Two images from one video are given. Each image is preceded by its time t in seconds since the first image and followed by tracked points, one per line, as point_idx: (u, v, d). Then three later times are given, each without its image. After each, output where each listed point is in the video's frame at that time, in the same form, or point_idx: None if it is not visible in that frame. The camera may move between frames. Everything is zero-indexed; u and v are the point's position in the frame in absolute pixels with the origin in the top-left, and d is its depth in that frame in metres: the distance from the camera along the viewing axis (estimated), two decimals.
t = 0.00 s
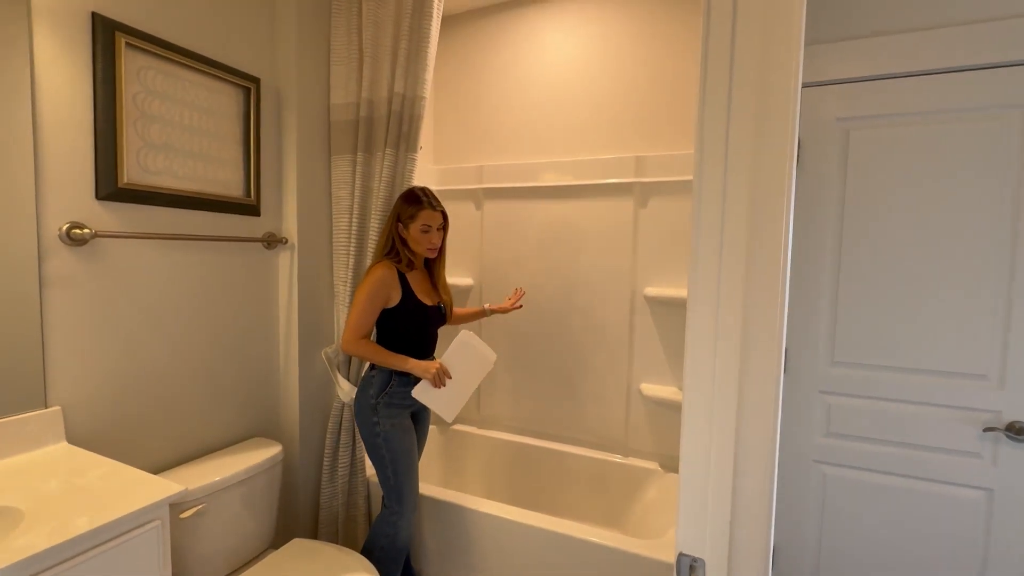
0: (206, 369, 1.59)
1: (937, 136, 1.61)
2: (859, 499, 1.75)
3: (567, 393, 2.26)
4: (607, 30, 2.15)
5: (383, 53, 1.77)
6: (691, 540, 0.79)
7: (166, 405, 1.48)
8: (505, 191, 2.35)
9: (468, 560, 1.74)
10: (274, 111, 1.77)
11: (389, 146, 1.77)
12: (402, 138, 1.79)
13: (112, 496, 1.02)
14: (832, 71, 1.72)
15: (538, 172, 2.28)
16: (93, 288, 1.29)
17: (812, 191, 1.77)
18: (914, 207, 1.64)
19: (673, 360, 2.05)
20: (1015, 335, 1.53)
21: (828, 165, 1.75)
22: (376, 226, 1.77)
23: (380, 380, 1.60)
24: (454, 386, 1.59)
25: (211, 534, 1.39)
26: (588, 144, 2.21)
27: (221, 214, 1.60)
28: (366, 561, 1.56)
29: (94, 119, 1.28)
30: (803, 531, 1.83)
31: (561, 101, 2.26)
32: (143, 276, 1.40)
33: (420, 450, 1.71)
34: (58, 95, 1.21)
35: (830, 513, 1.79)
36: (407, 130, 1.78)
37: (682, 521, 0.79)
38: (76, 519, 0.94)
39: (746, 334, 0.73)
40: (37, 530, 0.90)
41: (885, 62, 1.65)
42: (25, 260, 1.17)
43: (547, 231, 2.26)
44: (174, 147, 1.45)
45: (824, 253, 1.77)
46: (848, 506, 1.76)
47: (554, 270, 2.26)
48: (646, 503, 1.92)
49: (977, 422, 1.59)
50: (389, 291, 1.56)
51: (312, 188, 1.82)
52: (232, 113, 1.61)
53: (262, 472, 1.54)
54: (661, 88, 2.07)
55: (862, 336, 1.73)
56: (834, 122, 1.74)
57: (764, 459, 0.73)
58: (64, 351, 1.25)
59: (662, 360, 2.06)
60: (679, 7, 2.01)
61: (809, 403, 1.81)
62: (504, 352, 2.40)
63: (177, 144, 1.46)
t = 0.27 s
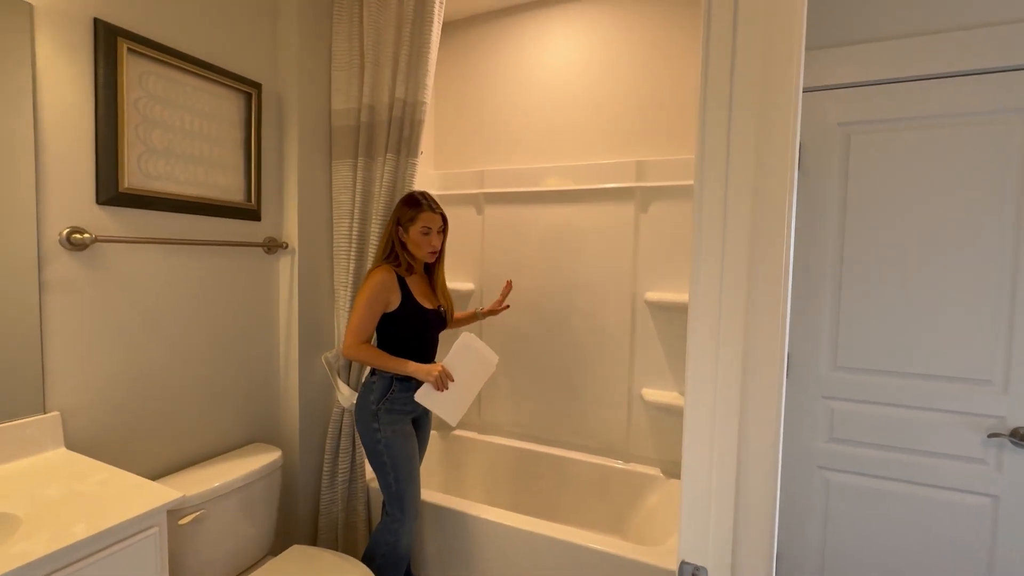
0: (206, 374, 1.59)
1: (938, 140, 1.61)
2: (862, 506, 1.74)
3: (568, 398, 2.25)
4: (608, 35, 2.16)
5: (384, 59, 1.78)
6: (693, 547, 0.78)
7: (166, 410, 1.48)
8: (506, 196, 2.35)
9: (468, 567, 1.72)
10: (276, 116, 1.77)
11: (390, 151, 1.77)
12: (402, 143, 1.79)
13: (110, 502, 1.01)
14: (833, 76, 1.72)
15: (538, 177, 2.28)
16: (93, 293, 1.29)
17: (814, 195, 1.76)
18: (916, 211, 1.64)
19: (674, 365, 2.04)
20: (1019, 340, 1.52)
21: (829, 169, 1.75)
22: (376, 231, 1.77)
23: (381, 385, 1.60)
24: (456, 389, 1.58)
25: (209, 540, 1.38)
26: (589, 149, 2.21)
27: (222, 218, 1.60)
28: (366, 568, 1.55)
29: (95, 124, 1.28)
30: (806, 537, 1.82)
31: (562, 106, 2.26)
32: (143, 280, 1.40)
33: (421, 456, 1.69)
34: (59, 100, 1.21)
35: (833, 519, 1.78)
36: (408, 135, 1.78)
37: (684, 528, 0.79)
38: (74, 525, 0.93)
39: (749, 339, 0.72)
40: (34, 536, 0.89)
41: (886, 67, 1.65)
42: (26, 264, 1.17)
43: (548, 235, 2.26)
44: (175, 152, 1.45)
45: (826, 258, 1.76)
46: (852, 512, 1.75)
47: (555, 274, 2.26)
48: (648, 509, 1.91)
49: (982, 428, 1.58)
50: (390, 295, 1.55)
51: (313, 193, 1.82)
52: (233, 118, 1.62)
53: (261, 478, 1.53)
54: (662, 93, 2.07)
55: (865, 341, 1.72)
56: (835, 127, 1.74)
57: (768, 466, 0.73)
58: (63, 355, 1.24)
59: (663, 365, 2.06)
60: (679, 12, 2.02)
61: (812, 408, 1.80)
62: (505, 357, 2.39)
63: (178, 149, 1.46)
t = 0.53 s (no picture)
0: (205, 376, 1.58)
1: (943, 140, 1.60)
2: (868, 509, 1.72)
3: (569, 401, 2.23)
4: (609, 36, 2.15)
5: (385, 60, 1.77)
6: (699, 553, 0.76)
7: (164, 413, 1.46)
8: (507, 198, 2.34)
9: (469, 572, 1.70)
10: (276, 117, 1.76)
11: (390, 152, 1.76)
12: (403, 144, 1.78)
13: (106, 506, 1.00)
14: (837, 76, 1.71)
15: (540, 178, 2.27)
16: (90, 295, 1.28)
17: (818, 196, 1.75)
18: (921, 212, 1.63)
19: (676, 367, 2.02)
20: None
21: (833, 170, 1.74)
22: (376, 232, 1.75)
23: (381, 388, 1.58)
24: (457, 392, 1.57)
25: (207, 545, 1.36)
26: (590, 151, 2.20)
27: (221, 220, 1.59)
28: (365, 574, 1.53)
29: (93, 125, 1.27)
30: (811, 542, 1.80)
31: (563, 107, 2.25)
32: (141, 282, 1.39)
33: (421, 459, 1.67)
34: (57, 101, 1.20)
35: (839, 523, 1.76)
36: (408, 136, 1.77)
37: (689, 533, 0.77)
38: (69, 529, 0.91)
39: (755, 339, 0.71)
40: (29, 541, 0.87)
41: (890, 67, 1.64)
42: (23, 265, 1.15)
43: (548, 237, 2.25)
44: (174, 153, 1.44)
45: (830, 259, 1.75)
46: (858, 516, 1.73)
47: (556, 276, 2.24)
48: (650, 513, 1.89)
49: (989, 431, 1.56)
50: (389, 297, 1.54)
51: (313, 195, 1.81)
52: (233, 119, 1.61)
53: (260, 482, 1.52)
54: (664, 93, 2.06)
55: (869, 343, 1.70)
56: (838, 127, 1.73)
57: (776, 470, 0.71)
58: (60, 358, 1.23)
59: (665, 367, 2.04)
60: (681, 13, 2.01)
61: (816, 411, 1.79)
62: (506, 359, 2.37)
63: (177, 149, 1.45)
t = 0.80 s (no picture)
0: (205, 377, 1.58)
1: (943, 141, 1.60)
2: (869, 510, 1.71)
3: (570, 402, 2.23)
4: (609, 37, 2.15)
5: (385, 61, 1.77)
6: (698, 554, 0.76)
7: (164, 414, 1.46)
8: (507, 198, 2.34)
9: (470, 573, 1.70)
10: (276, 119, 1.77)
11: (391, 153, 1.76)
12: (403, 145, 1.78)
13: (107, 508, 1.00)
14: (837, 75, 1.71)
15: (540, 179, 2.27)
16: (90, 296, 1.28)
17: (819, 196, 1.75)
18: (921, 212, 1.62)
19: (678, 368, 2.01)
20: None
21: (834, 169, 1.74)
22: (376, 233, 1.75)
23: (382, 388, 1.58)
24: (461, 389, 1.57)
25: (207, 546, 1.36)
26: (591, 152, 2.20)
27: (221, 221, 1.59)
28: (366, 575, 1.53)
29: (94, 127, 1.27)
30: (812, 543, 1.79)
31: (563, 108, 2.25)
32: (142, 283, 1.39)
33: (422, 460, 1.67)
34: (57, 102, 1.21)
35: (840, 524, 1.75)
36: (408, 136, 1.77)
37: (689, 534, 0.77)
38: (69, 531, 0.91)
39: (755, 340, 0.71)
40: (29, 541, 0.88)
41: (891, 67, 1.64)
42: (23, 266, 1.15)
43: (549, 237, 2.25)
44: (175, 155, 1.45)
45: (831, 258, 1.75)
46: (859, 517, 1.73)
47: (556, 277, 2.24)
48: (651, 514, 1.88)
49: (992, 432, 1.56)
50: (390, 296, 1.54)
51: (313, 195, 1.82)
52: (234, 121, 1.61)
53: (260, 483, 1.52)
54: (664, 93, 2.06)
55: (871, 344, 1.70)
56: (839, 127, 1.73)
57: (777, 471, 0.71)
58: (60, 359, 1.23)
59: (667, 368, 2.03)
60: (682, 14, 2.01)
61: (818, 412, 1.78)
62: (506, 360, 2.37)
63: (178, 151, 1.45)
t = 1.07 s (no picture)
0: (205, 376, 1.57)
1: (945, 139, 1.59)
2: (870, 510, 1.71)
3: (570, 401, 2.23)
4: (610, 36, 2.14)
5: (384, 60, 1.77)
6: (698, 553, 0.76)
7: (164, 414, 1.46)
8: (507, 197, 2.33)
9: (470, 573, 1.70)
10: (275, 118, 1.76)
11: (390, 152, 1.76)
12: (403, 144, 1.77)
13: (106, 507, 0.99)
14: (838, 74, 1.70)
15: (540, 178, 2.26)
16: (89, 296, 1.28)
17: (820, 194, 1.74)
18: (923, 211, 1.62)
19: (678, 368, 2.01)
20: None
21: (835, 168, 1.73)
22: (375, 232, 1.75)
23: (382, 387, 1.58)
24: (460, 389, 1.56)
25: (207, 546, 1.36)
26: (591, 151, 2.19)
27: (220, 220, 1.59)
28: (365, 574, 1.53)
29: (93, 125, 1.27)
30: (813, 543, 1.79)
31: (563, 107, 2.25)
32: (141, 282, 1.39)
33: (422, 459, 1.67)
34: (55, 100, 1.20)
35: (841, 523, 1.75)
36: (407, 135, 1.76)
37: (688, 534, 0.77)
38: (67, 531, 0.91)
39: (755, 339, 0.70)
40: (27, 541, 0.87)
41: (892, 65, 1.63)
42: (21, 265, 1.15)
43: (549, 236, 2.24)
44: (174, 154, 1.44)
45: (832, 257, 1.74)
46: (860, 517, 1.72)
47: (557, 276, 2.24)
48: (652, 513, 1.88)
49: (993, 431, 1.55)
50: (389, 296, 1.54)
51: (313, 194, 1.81)
52: (232, 120, 1.61)
53: (259, 482, 1.52)
54: (664, 92, 2.05)
55: (872, 343, 1.70)
56: (839, 126, 1.72)
57: (777, 471, 0.70)
58: (59, 358, 1.23)
59: (667, 367, 2.03)
60: (683, 13, 2.00)
61: (818, 411, 1.78)
62: (506, 359, 2.37)
63: (177, 150, 1.45)
